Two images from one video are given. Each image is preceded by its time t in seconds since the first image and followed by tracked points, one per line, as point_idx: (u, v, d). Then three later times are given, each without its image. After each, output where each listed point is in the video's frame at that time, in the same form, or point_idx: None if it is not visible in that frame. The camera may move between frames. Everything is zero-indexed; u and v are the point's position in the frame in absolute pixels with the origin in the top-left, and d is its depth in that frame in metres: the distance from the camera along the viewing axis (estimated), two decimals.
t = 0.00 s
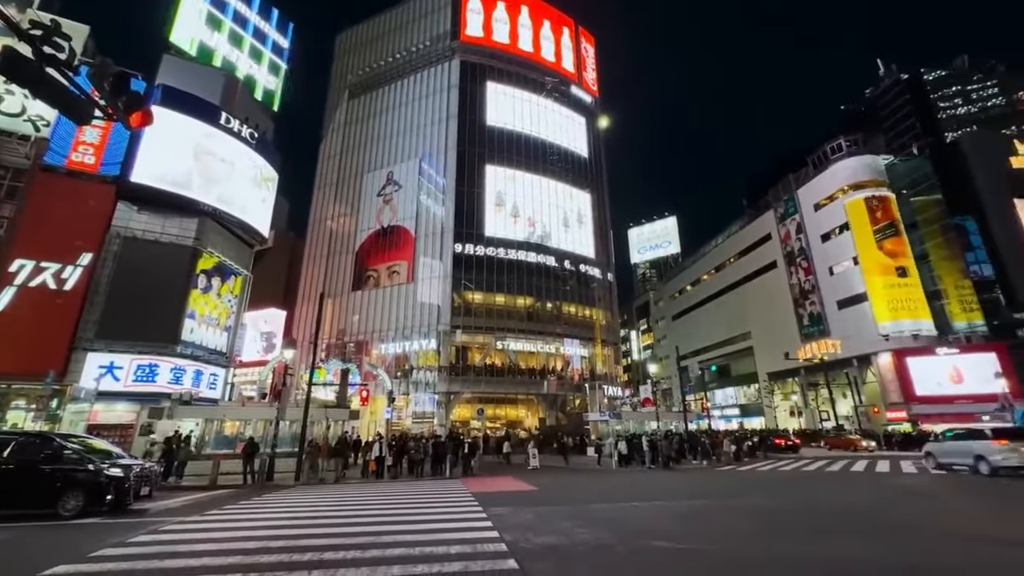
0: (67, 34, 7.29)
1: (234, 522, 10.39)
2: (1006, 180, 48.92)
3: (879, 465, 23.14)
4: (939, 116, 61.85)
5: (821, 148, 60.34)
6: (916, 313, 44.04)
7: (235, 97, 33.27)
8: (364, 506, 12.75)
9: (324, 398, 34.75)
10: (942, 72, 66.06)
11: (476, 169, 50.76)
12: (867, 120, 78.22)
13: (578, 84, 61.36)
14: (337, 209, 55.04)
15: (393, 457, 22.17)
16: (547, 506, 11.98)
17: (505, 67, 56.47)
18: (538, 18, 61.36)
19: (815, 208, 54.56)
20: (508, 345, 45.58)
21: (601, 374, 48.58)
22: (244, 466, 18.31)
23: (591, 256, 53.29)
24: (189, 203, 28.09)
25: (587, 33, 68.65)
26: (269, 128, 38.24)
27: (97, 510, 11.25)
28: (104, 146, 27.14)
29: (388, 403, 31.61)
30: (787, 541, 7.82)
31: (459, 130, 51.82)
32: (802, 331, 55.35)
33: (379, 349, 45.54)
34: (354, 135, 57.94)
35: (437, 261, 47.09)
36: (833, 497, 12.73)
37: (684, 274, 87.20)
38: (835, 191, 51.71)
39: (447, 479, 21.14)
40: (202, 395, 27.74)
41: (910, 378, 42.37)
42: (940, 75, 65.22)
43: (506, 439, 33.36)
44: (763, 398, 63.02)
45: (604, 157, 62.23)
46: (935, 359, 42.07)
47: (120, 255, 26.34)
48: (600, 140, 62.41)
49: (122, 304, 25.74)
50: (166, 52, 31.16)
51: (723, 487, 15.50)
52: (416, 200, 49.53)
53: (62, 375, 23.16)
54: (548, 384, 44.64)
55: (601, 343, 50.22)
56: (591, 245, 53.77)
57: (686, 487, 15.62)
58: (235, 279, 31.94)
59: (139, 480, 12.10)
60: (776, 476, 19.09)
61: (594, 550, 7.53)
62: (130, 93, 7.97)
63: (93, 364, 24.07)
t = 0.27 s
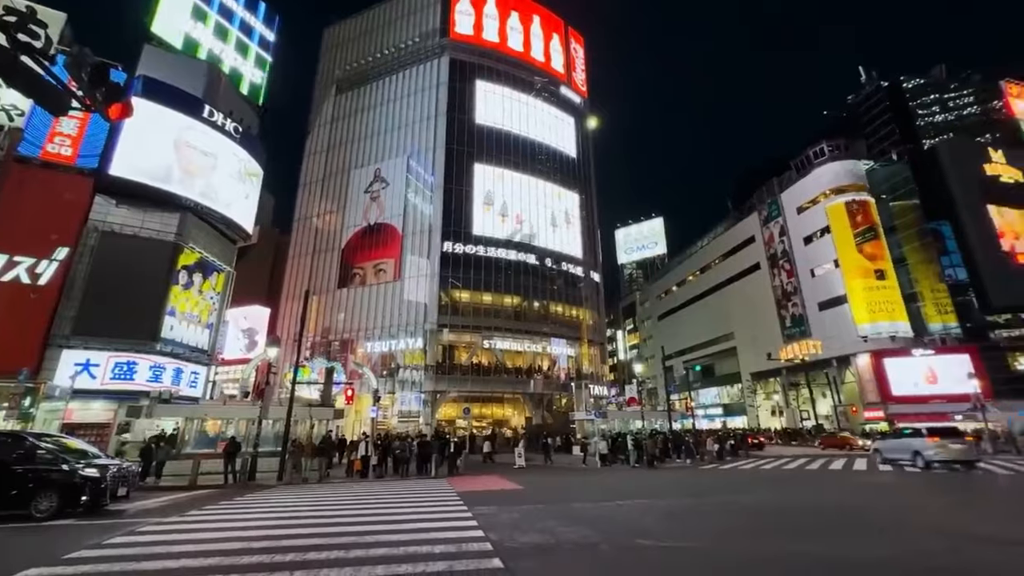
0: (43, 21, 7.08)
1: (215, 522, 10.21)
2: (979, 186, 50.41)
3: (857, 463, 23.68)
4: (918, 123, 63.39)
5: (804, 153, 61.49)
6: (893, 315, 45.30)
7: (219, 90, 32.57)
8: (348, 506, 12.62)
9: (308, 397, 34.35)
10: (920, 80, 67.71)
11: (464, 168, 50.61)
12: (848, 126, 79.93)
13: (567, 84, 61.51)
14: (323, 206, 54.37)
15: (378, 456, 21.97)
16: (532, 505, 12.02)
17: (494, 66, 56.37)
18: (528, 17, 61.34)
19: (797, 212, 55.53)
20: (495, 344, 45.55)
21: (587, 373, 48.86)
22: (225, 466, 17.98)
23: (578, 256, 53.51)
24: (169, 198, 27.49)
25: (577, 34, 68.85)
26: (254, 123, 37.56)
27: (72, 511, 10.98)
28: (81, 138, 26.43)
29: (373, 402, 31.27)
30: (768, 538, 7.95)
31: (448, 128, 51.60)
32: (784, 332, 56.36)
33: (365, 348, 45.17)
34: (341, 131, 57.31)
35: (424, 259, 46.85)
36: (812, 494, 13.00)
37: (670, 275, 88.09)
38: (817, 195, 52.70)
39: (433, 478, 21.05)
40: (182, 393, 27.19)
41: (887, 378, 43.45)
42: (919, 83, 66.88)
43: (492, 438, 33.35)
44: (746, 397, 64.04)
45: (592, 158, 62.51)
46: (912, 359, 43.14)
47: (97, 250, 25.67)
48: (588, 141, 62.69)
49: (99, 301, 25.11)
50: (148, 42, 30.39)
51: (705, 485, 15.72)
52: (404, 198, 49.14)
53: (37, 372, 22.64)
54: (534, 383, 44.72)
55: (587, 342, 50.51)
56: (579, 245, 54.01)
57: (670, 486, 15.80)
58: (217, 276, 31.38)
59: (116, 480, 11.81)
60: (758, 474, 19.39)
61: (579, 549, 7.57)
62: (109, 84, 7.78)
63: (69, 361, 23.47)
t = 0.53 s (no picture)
0: (16, 7, 6.86)
1: (196, 522, 10.06)
2: (956, 192, 51.79)
3: (836, 462, 24.18)
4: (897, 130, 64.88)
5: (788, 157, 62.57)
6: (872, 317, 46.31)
7: (202, 83, 31.84)
8: (331, 506, 12.47)
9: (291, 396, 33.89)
10: (900, 88, 69.32)
11: (453, 166, 50.43)
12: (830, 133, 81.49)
13: (556, 85, 61.62)
14: (309, 202, 53.69)
15: (363, 455, 21.79)
16: (517, 504, 12.03)
17: (484, 64, 56.23)
18: (519, 16, 61.28)
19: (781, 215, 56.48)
20: (482, 343, 45.48)
21: (574, 373, 49.08)
22: (206, 465, 17.63)
23: (566, 256, 53.70)
24: (149, 191, 26.85)
25: (567, 34, 69.00)
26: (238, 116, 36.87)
27: (44, 513, 10.68)
28: (57, 129, 25.73)
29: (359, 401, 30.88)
30: (749, 536, 8.08)
31: (437, 125, 51.33)
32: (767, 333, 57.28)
33: (350, 346, 44.76)
34: (329, 126, 56.64)
35: (411, 257, 46.55)
36: (792, 493, 13.24)
37: (656, 276, 88.90)
38: (800, 199, 53.65)
39: (418, 478, 20.91)
40: (161, 391, 26.69)
41: (865, 378, 44.53)
42: (899, 91, 68.48)
43: (478, 437, 33.27)
44: (729, 397, 64.96)
45: (581, 158, 62.75)
46: (888, 361, 44.25)
47: (73, 244, 25.01)
48: (577, 141, 62.91)
49: (75, 296, 24.45)
50: (129, 32, 29.78)
51: (688, 484, 15.91)
52: (391, 195, 48.70)
53: (8, 370, 21.88)
54: (521, 383, 44.75)
55: (574, 342, 50.74)
56: (567, 245, 54.20)
57: (653, 484, 15.95)
58: (199, 272, 30.79)
59: (90, 480, 11.50)
60: (740, 473, 19.69)
61: (564, 547, 7.59)
62: (86, 72, 7.54)
63: (43, 358, 22.89)
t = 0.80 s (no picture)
0: None
1: (172, 522, 9.83)
2: (930, 199, 53.33)
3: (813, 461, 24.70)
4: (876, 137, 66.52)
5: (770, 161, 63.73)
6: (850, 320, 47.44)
7: (183, 73, 31.13)
8: (312, 506, 12.30)
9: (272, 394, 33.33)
10: (879, 96, 71.08)
11: (440, 164, 50.18)
12: (811, 138, 83.27)
13: (545, 85, 61.73)
14: (292, 197, 52.88)
15: (346, 454, 21.56)
16: (500, 503, 12.04)
17: (472, 63, 56.06)
18: (508, 15, 61.24)
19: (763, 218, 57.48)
20: (467, 342, 45.35)
21: (559, 372, 49.27)
22: (183, 465, 17.20)
23: (552, 256, 53.86)
24: (127, 183, 26.17)
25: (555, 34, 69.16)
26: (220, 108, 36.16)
27: (10, 515, 10.31)
28: (29, 117, 24.77)
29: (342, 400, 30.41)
30: (728, 533, 8.21)
31: (424, 123, 51.00)
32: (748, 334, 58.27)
33: (334, 344, 44.25)
34: (314, 121, 55.86)
35: (397, 255, 46.16)
36: (771, 491, 13.49)
37: (641, 277, 89.73)
38: (782, 203, 54.69)
39: (401, 477, 20.73)
40: (137, 389, 26.04)
41: (842, 379, 45.64)
42: (878, 99, 70.23)
43: (463, 436, 33.17)
44: (711, 397, 65.93)
45: (568, 158, 62.98)
46: (865, 362, 45.41)
47: (45, 236, 24.17)
48: (565, 141, 63.12)
49: (47, 290, 23.71)
50: (106, 19, 29.03)
51: (670, 482, 16.11)
52: (377, 192, 48.20)
53: None
54: (506, 382, 44.73)
55: (559, 341, 50.93)
56: (553, 245, 54.36)
57: (636, 483, 16.11)
58: (178, 267, 30.12)
59: (61, 480, 11.14)
60: (721, 471, 20.02)
61: (546, 545, 7.62)
62: (60, 59, 7.30)
63: (13, 354, 22.12)
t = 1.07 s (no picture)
0: None
1: (144, 523, 9.53)
2: (903, 205, 54.99)
3: (790, 460, 25.27)
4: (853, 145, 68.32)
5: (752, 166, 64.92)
6: (826, 321, 48.75)
7: (162, 62, 30.32)
8: (291, 506, 12.10)
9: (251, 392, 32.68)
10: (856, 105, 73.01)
11: (426, 161, 49.87)
12: (791, 144, 85.18)
13: (532, 85, 61.79)
14: (274, 192, 51.94)
15: (326, 454, 21.23)
16: (483, 502, 12.05)
17: (459, 60, 55.82)
18: (496, 14, 61.15)
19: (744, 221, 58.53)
20: (451, 341, 45.16)
21: (542, 372, 49.43)
22: (158, 465, 16.74)
23: (537, 255, 53.99)
24: (101, 174, 25.36)
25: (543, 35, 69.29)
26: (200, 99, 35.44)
27: None
28: None
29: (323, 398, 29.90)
30: (708, 531, 8.34)
31: (410, 119, 50.60)
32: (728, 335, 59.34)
33: (315, 342, 43.61)
34: (297, 115, 54.90)
35: (381, 253, 45.74)
36: (748, 489, 13.77)
37: (625, 278, 90.58)
38: (762, 207, 55.77)
39: (382, 477, 20.54)
40: (109, 387, 25.26)
41: (818, 380, 46.72)
42: (855, 108, 72.15)
43: (446, 435, 32.99)
44: (692, 397, 66.93)
45: (554, 159, 63.21)
46: (839, 363, 46.61)
47: (12, 226, 23.40)
48: (551, 142, 63.33)
49: (13, 283, 22.87)
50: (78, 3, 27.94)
51: (651, 481, 16.33)
52: (361, 188, 47.65)
53: None
54: (490, 381, 44.66)
55: (543, 341, 51.10)
56: (538, 244, 54.48)
57: (617, 482, 16.28)
58: (153, 261, 29.33)
59: (26, 480, 10.73)
60: (700, 470, 20.33)
61: (529, 545, 7.61)
62: (31, 44, 7.02)
63: None
